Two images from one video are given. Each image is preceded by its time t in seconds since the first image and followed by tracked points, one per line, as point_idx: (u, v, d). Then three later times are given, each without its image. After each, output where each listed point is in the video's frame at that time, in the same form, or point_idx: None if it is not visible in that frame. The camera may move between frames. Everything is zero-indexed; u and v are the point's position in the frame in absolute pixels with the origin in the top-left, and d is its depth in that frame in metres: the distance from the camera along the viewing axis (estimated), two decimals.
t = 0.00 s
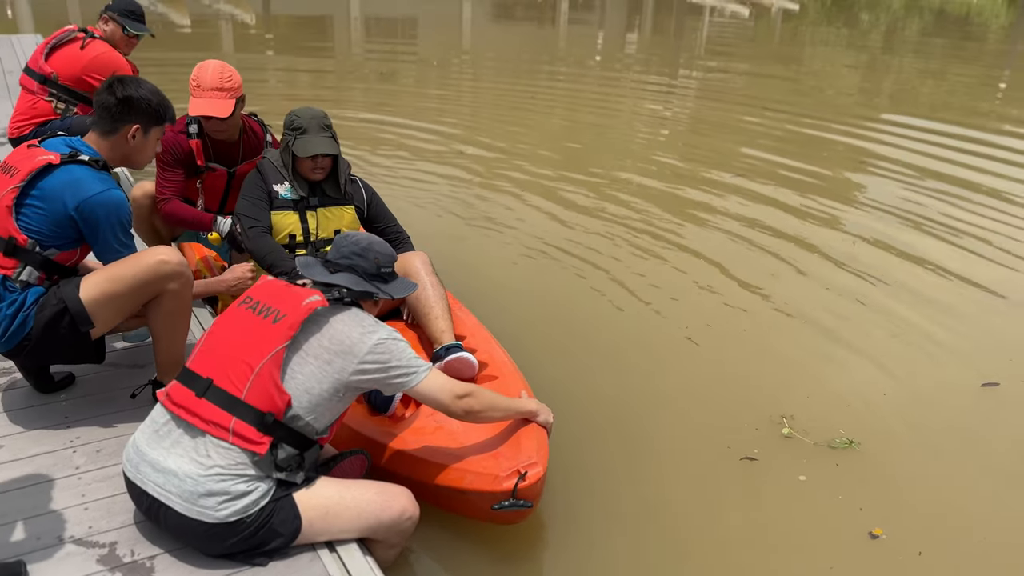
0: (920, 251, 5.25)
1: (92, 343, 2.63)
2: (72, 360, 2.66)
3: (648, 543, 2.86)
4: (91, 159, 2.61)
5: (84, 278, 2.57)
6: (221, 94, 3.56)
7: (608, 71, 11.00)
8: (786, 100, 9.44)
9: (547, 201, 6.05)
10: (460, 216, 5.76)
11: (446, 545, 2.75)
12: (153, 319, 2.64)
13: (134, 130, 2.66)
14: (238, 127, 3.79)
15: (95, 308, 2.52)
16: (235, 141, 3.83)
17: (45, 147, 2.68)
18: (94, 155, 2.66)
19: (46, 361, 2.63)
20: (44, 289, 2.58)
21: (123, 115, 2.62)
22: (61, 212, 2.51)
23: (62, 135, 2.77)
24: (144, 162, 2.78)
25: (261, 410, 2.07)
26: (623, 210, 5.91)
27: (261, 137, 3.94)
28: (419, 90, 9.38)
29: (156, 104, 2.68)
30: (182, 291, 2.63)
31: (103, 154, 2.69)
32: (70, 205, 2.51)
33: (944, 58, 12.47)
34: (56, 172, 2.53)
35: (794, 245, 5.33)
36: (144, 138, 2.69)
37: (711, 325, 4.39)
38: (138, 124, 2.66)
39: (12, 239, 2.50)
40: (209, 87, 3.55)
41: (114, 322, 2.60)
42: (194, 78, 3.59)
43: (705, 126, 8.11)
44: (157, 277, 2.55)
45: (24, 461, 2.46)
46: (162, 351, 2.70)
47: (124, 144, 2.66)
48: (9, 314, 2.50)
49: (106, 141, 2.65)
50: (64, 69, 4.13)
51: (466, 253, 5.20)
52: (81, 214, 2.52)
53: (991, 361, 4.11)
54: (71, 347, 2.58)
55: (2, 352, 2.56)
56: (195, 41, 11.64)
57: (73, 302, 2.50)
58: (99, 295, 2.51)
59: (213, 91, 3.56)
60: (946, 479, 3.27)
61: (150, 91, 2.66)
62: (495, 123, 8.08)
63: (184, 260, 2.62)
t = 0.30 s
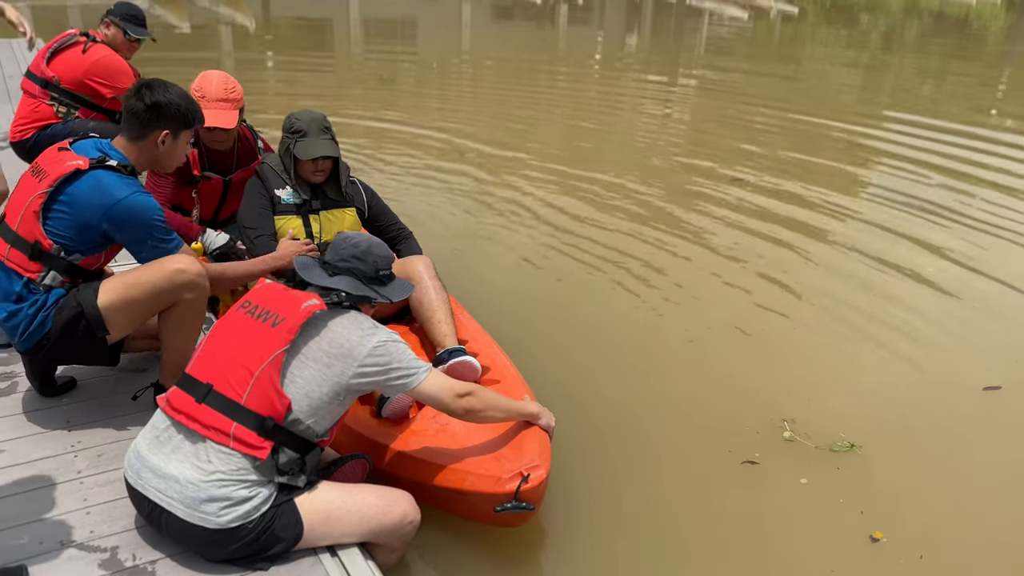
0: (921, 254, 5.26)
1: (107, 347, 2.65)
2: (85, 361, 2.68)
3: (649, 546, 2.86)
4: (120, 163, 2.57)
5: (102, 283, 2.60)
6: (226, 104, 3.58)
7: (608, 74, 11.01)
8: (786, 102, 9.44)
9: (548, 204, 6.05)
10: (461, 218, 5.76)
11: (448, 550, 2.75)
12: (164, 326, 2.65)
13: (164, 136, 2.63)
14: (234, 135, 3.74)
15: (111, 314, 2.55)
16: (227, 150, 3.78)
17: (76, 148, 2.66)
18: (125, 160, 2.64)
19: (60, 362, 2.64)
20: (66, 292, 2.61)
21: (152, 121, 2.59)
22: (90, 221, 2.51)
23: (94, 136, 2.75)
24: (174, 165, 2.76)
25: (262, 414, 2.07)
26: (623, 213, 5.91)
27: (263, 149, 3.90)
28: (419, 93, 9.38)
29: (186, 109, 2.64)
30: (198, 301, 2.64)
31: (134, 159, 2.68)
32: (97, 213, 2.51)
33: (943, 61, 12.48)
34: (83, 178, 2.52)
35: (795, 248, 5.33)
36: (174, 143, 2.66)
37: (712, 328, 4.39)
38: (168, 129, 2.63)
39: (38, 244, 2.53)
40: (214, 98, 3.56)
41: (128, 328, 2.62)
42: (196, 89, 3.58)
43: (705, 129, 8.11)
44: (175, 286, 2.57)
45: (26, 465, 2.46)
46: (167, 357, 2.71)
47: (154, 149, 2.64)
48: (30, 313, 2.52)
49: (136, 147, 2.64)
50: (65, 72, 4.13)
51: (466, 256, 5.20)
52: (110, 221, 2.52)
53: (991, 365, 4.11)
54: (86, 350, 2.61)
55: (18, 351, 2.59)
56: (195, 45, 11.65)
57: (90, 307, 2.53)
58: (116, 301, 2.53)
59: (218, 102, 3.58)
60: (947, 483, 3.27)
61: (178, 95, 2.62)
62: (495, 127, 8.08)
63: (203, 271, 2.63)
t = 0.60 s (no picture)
0: (922, 258, 5.26)
1: (130, 347, 2.67)
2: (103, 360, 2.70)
3: (651, 551, 2.86)
4: (178, 172, 2.63)
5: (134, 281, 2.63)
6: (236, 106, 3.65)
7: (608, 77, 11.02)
8: (786, 106, 9.44)
9: (548, 208, 6.05)
10: (461, 222, 5.76)
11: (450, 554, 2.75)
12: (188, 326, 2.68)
13: (213, 148, 2.66)
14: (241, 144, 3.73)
15: (141, 311, 2.58)
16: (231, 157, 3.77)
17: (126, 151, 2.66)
18: (177, 169, 2.68)
19: (84, 358, 2.66)
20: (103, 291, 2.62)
21: (205, 132, 2.62)
22: (148, 226, 2.55)
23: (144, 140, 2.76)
24: (219, 175, 2.79)
25: (267, 418, 2.08)
26: (624, 216, 5.91)
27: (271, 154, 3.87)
28: (419, 97, 9.39)
29: (237, 122, 2.67)
30: (224, 307, 2.68)
31: (183, 167, 2.70)
32: (155, 220, 2.55)
33: (943, 64, 12.48)
34: (141, 184, 2.54)
35: (796, 251, 5.33)
36: (223, 155, 2.69)
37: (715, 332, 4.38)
38: (218, 142, 2.65)
39: (88, 243, 2.54)
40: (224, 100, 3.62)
41: (154, 328, 2.65)
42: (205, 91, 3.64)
43: (705, 132, 8.12)
44: (205, 288, 2.62)
45: (29, 470, 2.46)
46: (181, 359, 2.71)
47: (203, 159, 2.66)
48: (65, 305, 2.55)
49: (187, 155, 2.66)
50: (69, 76, 4.14)
51: (467, 259, 5.20)
52: (168, 228, 2.57)
53: (993, 369, 4.11)
54: (112, 348, 2.63)
55: (43, 339, 2.60)
56: (196, 48, 11.66)
57: (122, 304, 2.56)
58: (146, 298, 2.58)
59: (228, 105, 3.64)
60: (947, 486, 3.27)
61: (230, 108, 2.65)
62: (496, 130, 8.09)
63: (235, 278, 2.70)
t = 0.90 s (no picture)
0: (923, 260, 5.25)
1: (141, 343, 2.68)
2: (112, 359, 2.69)
3: (652, 554, 2.85)
4: (192, 168, 2.64)
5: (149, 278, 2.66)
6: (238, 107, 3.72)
7: (608, 80, 11.01)
8: (786, 108, 9.44)
9: (548, 210, 6.04)
10: (460, 224, 5.75)
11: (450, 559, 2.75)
12: (197, 325, 2.69)
13: (228, 145, 2.68)
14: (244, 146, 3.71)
15: (155, 306, 2.60)
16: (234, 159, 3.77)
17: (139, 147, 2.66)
18: (191, 164, 2.68)
19: (95, 353, 2.63)
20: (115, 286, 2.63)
21: (223, 128, 2.65)
22: (165, 222, 2.54)
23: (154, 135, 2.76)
24: (229, 174, 2.80)
25: (265, 420, 2.07)
26: (624, 219, 5.90)
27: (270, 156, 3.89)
28: (419, 99, 9.38)
29: (253, 122, 2.70)
30: (235, 307, 2.70)
31: (196, 161, 2.70)
32: (172, 216, 2.54)
33: (944, 67, 12.47)
34: (157, 180, 2.54)
35: (797, 254, 5.32)
36: (237, 153, 2.71)
37: (715, 335, 4.37)
38: (234, 139, 2.68)
39: (104, 238, 2.53)
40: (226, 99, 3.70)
41: (166, 324, 2.66)
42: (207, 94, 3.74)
43: (705, 135, 8.11)
44: (219, 285, 2.65)
45: (28, 473, 2.45)
46: (183, 359, 2.69)
47: (218, 155, 2.68)
48: (78, 298, 2.53)
49: (202, 150, 2.68)
50: (70, 79, 4.14)
51: (466, 261, 5.19)
52: (185, 223, 2.57)
53: (994, 372, 4.10)
54: (125, 343, 2.63)
55: (54, 334, 2.57)
56: (196, 51, 11.66)
57: (140, 298, 2.57)
58: (161, 293, 2.59)
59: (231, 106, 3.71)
60: (948, 489, 3.25)
61: (249, 108, 2.69)
62: (496, 132, 8.08)
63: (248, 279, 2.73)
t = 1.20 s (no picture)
0: (924, 261, 5.24)
1: (126, 344, 2.68)
2: (101, 357, 2.70)
3: (653, 558, 2.84)
4: (175, 164, 2.62)
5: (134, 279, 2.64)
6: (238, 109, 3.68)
7: (607, 82, 11.01)
8: (787, 110, 9.43)
9: (549, 212, 6.04)
10: (461, 226, 5.74)
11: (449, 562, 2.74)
12: (184, 327, 2.67)
13: (216, 144, 2.68)
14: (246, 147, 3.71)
15: (138, 308, 2.58)
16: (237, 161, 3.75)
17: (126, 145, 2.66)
18: (175, 159, 2.67)
19: (83, 353, 2.64)
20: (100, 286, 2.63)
21: (214, 127, 2.66)
22: (142, 218, 2.52)
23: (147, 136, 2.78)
24: (216, 176, 2.80)
25: (265, 424, 2.06)
26: (625, 221, 5.89)
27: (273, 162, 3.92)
28: (418, 101, 9.38)
29: (244, 125, 2.71)
30: (218, 308, 2.67)
31: (183, 158, 2.71)
32: (149, 211, 2.52)
33: (943, 69, 12.46)
34: (137, 176, 2.53)
35: (797, 256, 5.31)
36: (225, 153, 2.71)
37: (716, 338, 4.37)
38: (223, 140, 2.68)
39: (86, 235, 2.53)
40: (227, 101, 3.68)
41: (151, 326, 2.64)
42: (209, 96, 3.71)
43: (706, 137, 8.11)
44: (201, 288, 2.61)
45: (27, 475, 2.45)
46: (178, 361, 2.69)
47: (204, 153, 2.68)
48: (63, 298, 2.54)
49: (191, 147, 2.68)
50: (70, 81, 4.14)
51: (467, 264, 5.18)
52: (163, 218, 2.53)
53: (995, 374, 4.09)
54: (110, 344, 2.63)
55: (40, 334, 2.58)
56: (195, 54, 11.65)
57: (121, 299, 2.56)
58: (144, 295, 2.58)
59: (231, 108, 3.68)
60: (950, 491, 3.25)
61: (243, 111, 2.71)
62: (496, 134, 8.08)
63: (232, 281, 2.68)
